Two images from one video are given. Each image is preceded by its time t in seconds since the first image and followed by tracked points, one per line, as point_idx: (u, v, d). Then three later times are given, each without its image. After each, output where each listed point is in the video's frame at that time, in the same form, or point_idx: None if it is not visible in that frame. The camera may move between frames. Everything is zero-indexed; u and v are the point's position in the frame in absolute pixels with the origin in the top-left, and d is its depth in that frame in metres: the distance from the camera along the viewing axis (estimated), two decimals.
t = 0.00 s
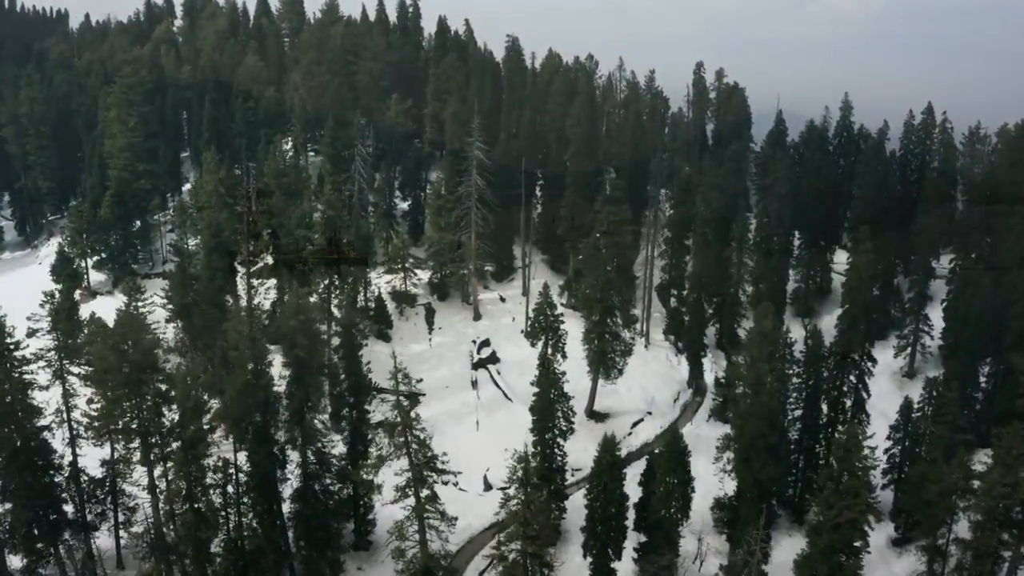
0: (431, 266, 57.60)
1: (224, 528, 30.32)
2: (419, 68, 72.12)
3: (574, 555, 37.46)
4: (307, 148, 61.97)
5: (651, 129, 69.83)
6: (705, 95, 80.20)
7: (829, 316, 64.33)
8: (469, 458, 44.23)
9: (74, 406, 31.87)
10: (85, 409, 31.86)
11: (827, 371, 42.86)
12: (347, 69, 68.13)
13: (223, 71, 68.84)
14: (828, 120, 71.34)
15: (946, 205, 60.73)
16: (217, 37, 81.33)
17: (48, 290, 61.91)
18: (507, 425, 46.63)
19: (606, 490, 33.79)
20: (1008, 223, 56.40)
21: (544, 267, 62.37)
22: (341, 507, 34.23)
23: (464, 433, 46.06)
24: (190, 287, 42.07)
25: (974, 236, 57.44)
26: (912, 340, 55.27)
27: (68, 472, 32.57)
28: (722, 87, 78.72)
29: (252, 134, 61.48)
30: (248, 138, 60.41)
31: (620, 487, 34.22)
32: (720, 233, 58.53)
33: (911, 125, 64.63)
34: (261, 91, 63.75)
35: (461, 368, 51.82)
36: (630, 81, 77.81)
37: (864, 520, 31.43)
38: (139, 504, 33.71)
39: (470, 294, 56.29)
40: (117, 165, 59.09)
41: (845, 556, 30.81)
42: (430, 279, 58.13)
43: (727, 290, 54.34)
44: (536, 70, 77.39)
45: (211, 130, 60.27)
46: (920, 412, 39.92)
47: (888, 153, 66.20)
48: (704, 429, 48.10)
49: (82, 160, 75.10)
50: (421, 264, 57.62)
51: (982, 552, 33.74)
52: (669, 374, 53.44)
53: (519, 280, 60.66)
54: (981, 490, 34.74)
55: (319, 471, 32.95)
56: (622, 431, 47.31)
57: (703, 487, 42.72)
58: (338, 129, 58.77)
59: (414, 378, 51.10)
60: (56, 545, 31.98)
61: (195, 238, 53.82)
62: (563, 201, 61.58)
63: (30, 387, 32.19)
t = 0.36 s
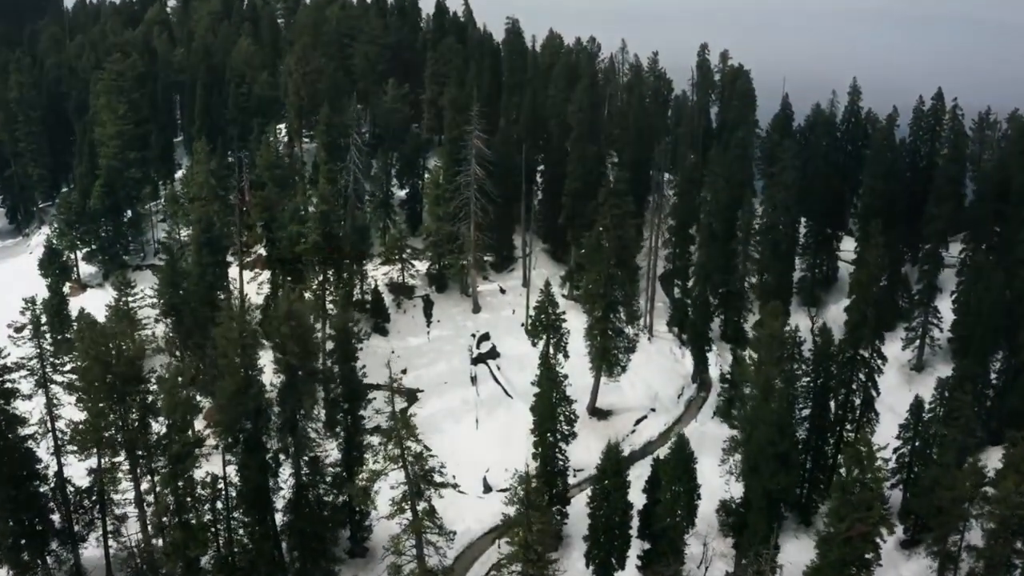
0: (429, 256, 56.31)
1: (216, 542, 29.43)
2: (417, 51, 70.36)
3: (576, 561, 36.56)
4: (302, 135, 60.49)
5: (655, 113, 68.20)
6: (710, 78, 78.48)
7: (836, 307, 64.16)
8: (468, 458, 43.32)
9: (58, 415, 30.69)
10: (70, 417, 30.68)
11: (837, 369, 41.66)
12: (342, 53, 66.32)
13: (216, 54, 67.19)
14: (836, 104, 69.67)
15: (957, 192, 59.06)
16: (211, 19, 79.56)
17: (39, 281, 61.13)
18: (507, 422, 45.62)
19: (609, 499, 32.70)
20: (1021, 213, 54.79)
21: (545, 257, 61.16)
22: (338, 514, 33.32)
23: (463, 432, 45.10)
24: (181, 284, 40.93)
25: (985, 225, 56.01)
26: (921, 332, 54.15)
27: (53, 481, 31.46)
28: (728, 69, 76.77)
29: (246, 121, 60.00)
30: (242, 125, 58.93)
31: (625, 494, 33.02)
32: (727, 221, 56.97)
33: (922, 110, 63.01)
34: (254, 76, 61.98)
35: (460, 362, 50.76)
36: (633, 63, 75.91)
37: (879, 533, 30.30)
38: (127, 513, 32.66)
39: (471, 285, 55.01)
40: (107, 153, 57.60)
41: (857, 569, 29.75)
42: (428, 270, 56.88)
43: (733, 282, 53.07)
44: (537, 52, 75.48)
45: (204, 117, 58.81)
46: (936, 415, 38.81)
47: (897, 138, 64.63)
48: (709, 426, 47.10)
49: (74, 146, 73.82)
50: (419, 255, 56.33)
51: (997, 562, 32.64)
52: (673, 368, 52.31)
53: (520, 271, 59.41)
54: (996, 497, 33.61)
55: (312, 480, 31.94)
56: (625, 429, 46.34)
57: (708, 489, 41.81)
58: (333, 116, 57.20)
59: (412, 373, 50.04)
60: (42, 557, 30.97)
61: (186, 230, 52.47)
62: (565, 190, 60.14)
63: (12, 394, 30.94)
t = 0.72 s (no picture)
0: (427, 247, 54.91)
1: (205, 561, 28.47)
2: (415, 32, 68.45)
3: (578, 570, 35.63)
4: (297, 122, 58.87)
5: (658, 98, 66.50)
6: (714, 59, 76.58)
7: (842, 297, 62.91)
8: (467, 459, 42.28)
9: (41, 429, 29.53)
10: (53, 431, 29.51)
11: (848, 369, 40.41)
12: (337, 36, 64.52)
13: (208, 37, 65.33)
14: (844, 87, 67.88)
15: (969, 180, 57.51)
16: None
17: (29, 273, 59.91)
18: (508, 422, 44.55)
19: (612, 511, 31.63)
20: None
21: (546, 247, 59.83)
22: (332, 526, 32.34)
23: (463, 431, 44.03)
24: (169, 283, 39.64)
25: (997, 216, 54.56)
26: (931, 325, 52.93)
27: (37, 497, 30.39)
28: (733, 51, 74.90)
29: (238, 107, 58.36)
30: (234, 113, 57.28)
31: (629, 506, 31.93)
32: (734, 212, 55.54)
33: (933, 95, 61.30)
34: (246, 61, 60.25)
35: (459, 358, 49.59)
36: (636, 45, 74.06)
37: (891, 550, 29.24)
38: (114, 527, 31.67)
39: (470, 278, 53.73)
40: (95, 142, 56.12)
41: None
42: (427, 261, 55.53)
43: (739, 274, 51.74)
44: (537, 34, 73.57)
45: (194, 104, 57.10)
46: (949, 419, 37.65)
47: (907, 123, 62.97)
48: (715, 425, 46.03)
49: (64, 130, 72.15)
50: (416, 246, 54.91)
51: None
52: (677, 363, 51.15)
53: (521, 261, 58.05)
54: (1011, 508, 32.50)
55: (305, 493, 30.91)
56: (628, 428, 45.28)
57: (714, 492, 40.80)
58: (328, 103, 55.55)
59: (410, 370, 48.89)
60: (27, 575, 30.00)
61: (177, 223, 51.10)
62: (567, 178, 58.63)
63: None
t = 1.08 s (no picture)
0: (424, 239, 53.50)
1: None
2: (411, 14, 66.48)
3: None
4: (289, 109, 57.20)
5: (661, 81, 64.71)
6: (718, 40, 74.64)
7: (848, 287, 61.62)
8: (466, 462, 41.21)
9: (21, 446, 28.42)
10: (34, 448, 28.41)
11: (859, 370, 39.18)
12: (331, 19, 62.58)
13: (197, 19, 63.41)
14: (852, 70, 66.10)
15: (980, 169, 55.99)
16: None
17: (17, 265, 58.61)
18: (507, 423, 43.39)
19: (616, 525, 30.58)
20: None
21: (546, 237, 58.49)
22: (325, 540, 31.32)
23: (460, 433, 42.89)
24: (156, 285, 38.44)
25: (1010, 206, 53.12)
26: (940, 318, 51.67)
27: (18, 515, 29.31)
28: (738, 32, 72.88)
29: (228, 94, 56.68)
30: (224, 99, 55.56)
31: (632, 519, 30.88)
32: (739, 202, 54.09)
33: (944, 80, 59.57)
34: (237, 46, 58.46)
35: (457, 355, 48.36)
36: (638, 26, 72.06)
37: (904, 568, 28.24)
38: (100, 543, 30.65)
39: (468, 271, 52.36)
40: (82, 131, 54.54)
41: None
42: (423, 253, 54.14)
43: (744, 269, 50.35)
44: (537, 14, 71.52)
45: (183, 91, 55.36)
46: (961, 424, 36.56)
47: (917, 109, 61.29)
48: (719, 424, 44.99)
49: (51, 115, 70.38)
50: (412, 237, 53.49)
51: None
52: (681, 359, 49.91)
53: (520, 252, 56.66)
54: None
55: (297, 508, 29.88)
56: (630, 429, 44.16)
57: (719, 496, 39.85)
58: (320, 90, 53.84)
59: (406, 367, 47.58)
60: None
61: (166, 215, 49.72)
62: (567, 167, 57.05)
63: None
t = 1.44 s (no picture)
0: (416, 230, 52.08)
1: None
2: None
3: None
4: (277, 96, 55.50)
5: (659, 64, 62.98)
6: (718, 20, 72.74)
7: (850, 275, 60.54)
8: (460, 466, 40.19)
9: None
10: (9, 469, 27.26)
11: (865, 370, 38.04)
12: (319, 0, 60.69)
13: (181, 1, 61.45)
14: (855, 51, 64.42)
15: (987, 155, 54.59)
16: None
17: None
18: (502, 423, 42.26)
19: (617, 541, 29.55)
20: None
21: (542, 226, 57.12)
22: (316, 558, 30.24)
23: (454, 435, 41.82)
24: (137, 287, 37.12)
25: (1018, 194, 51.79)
26: (945, 310, 50.54)
27: None
28: (739, 11, 71.01)
29: (214, 81, 54.96)
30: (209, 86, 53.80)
31: (633, 534, 29.80)
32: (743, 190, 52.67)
33: (951, 63, 57.96)
34: (222, 30, 56.64)
35: (451, 351, 47.17)
36: (636, 4, 70.07)
37: None
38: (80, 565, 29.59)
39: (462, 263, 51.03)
40: (62, 120, 52.87)
41: None
42: (416, 245, 52.69)
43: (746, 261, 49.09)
44: None
45: (166, 78, 53.57)
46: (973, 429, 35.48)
47: (922, 92, 59.70)
48: (720, 423, 43.97)
49: (33, 101, 68.48)
50: (404, 228, 52.06)
51: None
52: (681, 353, 48.75)
53: (515, 242, 55.28)
54: None
55: (285, 527, 28.81)
56: (629, 428, 43.13)
57: (720, 500, 38.96)
58: (308, 77, 52.09)
59: (399, 364, 46.40)
60: None
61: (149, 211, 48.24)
62: (564, 154, 55.49)
63: None
